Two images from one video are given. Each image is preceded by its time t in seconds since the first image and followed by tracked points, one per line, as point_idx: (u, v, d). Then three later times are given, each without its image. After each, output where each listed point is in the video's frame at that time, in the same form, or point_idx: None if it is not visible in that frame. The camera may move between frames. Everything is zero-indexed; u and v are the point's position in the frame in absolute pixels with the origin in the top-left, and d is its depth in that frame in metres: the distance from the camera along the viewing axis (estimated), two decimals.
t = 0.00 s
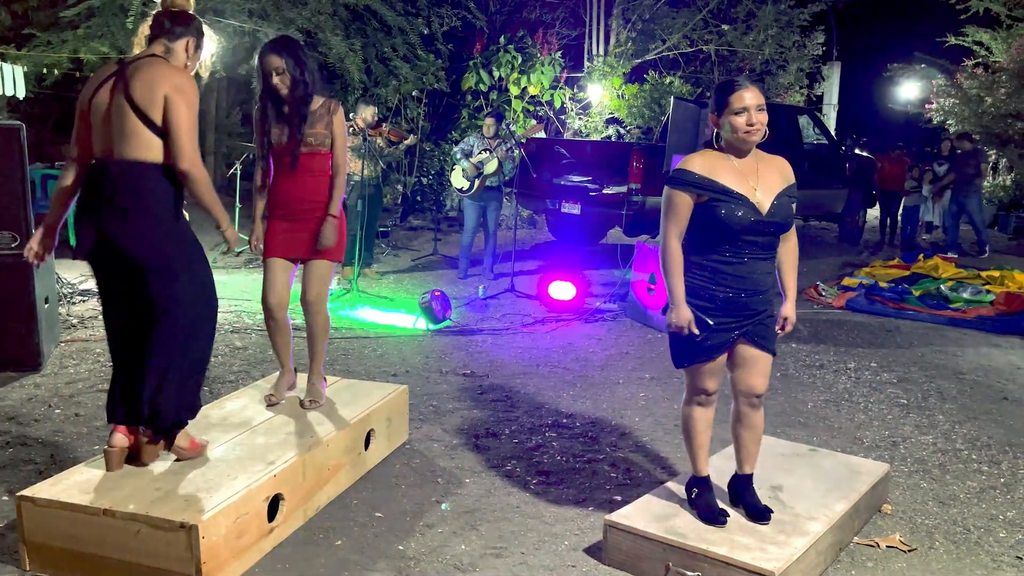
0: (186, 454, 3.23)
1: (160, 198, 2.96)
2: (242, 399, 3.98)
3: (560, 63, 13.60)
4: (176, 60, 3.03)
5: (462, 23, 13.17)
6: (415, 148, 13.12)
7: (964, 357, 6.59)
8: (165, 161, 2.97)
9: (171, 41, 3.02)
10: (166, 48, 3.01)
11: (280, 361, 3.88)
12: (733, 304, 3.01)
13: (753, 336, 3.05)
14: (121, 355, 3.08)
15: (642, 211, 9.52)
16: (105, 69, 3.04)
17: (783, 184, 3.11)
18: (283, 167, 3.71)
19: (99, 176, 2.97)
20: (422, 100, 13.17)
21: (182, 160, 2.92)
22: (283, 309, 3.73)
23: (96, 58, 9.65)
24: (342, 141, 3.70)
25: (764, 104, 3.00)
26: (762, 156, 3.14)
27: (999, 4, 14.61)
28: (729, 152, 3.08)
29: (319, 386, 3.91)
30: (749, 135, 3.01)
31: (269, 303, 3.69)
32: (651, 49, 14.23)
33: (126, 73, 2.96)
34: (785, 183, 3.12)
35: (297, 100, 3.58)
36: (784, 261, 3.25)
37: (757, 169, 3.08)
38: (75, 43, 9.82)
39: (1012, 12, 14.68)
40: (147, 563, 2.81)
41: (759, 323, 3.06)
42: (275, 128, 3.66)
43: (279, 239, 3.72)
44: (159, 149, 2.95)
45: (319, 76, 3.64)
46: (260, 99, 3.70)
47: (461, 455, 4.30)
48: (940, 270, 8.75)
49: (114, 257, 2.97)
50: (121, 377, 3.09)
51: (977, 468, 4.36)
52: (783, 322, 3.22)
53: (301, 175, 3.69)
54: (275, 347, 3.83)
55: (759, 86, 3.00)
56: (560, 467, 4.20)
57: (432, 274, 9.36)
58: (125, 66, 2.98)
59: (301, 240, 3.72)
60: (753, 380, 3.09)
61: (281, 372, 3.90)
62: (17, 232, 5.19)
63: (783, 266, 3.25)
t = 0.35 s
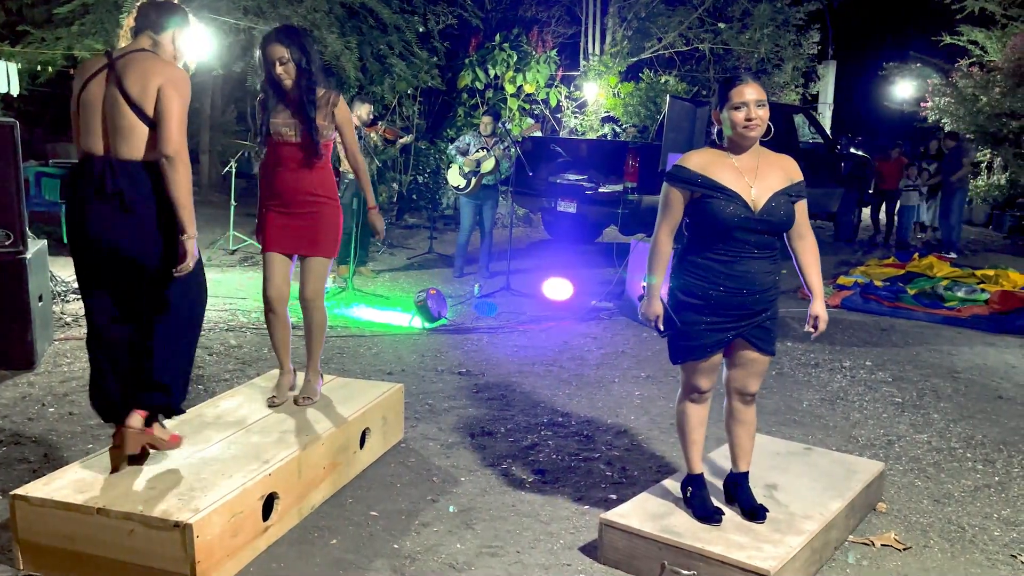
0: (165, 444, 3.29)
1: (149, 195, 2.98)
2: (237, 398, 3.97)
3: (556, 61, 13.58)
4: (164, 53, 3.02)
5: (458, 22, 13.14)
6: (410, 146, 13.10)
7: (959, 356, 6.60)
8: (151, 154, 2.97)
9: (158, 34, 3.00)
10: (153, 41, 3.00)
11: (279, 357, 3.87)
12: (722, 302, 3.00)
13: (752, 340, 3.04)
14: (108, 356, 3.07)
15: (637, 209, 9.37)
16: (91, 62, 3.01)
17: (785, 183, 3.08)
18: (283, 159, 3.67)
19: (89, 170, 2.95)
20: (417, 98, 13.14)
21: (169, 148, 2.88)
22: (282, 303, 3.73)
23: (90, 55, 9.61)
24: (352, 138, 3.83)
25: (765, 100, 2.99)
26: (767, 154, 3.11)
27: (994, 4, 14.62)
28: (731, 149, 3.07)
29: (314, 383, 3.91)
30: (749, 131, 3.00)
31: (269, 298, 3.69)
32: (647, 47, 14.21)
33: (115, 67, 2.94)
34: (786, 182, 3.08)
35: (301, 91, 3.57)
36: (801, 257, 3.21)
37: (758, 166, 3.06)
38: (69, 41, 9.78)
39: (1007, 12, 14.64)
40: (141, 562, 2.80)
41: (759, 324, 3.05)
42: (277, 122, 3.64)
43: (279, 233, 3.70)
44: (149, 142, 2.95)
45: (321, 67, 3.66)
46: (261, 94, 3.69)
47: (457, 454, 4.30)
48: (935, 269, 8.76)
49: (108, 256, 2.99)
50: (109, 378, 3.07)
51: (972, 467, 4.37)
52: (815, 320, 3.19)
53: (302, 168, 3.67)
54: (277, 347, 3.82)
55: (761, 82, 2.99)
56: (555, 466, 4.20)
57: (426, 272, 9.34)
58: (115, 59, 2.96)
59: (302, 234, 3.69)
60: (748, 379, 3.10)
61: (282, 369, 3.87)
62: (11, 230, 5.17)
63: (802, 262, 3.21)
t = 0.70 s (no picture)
0: (164, 453, 3.19)
1: (146, 192, 2.94)
2: (235, 396, 3.98)
3: (553, 59, 13.57)
4: (162, 47, 3.00)
5: (455, 21, 13.12)
6: (407, 145, 13.08)
7: (955, 355, 6.61)
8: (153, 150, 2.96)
9: (156, 28, 2.98)
10: (151, 36, 2.98)
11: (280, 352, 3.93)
12: (720, 300, 3.00)
13: (753, 341, 3.03)
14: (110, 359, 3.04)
15: (634, 208, 9.39)
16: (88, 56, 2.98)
17: (784, 181, 3.03)
18: (279, 154, 3.70)
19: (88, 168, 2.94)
20: (414, 97, 13.12)
21: (172, 148, 2.91)
22: (279, 294, 3.75)
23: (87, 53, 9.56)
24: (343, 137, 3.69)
25: (761, 97, 2.99)
26: (769, 152, 3.09)
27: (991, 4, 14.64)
28: (729, 148, 3.08)
29: (311, 382, 3.92)
30: (743, 128, 3.00)
31: (267, 291, 3.71)
32: (644, 46, 14.17)
33: (112, 62, 2.91)
34: (788, 179, 3.04)
35: (298, 86, 3.57)
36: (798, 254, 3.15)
37: (758, 163, 3.05)
38: (66, 39, 9.74)
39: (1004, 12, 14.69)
40: (137, 561, 2.79)
41: (759, 327, 3.03)
42: (275, 116, 3.66)
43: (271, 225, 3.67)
44: (149, 139, 2.94)
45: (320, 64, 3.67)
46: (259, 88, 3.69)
47: (454, 452, 4.30)
48: (931, 268, 8.78)
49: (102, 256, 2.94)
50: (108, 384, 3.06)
51: (968, 465, 4.38)
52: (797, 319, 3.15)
53: (299, 162, 3.68)
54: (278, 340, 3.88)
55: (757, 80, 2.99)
56: (552, 464, 4.20)
57: (423, 271, 9.33)
58: (111, 54, 2.93)
59: (295, 231, 3.67)
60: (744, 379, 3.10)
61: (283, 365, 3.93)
62: (7, 229, 5.15)
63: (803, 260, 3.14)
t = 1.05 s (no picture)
0: (169, 450, 3.24)
1: (133, 195, 2.93)
2: (232, 395, 3.98)
3: (552, 58, 13.57)
4: (155, 51, 2.98)
5: (454, 20, 13.12)
6: (406, 144, 13.08)
7: (952, 354, 6.62)
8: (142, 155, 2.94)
9: (149, 31, 2.97)
10: (144, 39, 2.97)
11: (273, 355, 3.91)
12: (719, 297, 3.01)
13: (754, 341, 3.02)
14: (114, 361, 3.08)
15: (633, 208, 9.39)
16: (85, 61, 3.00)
17: (786, 180, 3.02)
18: (275, 160, 3.68)
19: (82, 172, 2.96)
20: (413, 96, 13.12)
21: (157, 151, 2.87)
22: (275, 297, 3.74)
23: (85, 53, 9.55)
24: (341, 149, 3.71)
25: (762, 98, 2.99)
26: (773, 152, 3.09)
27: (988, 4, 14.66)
28: (731, 147, 3.08)
29: (306, 381, 3.91)
30: (745, 126, 3.00)
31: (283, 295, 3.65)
32: (643, 45, 14.17)
33: (105, 66, 2.91)
34: (791, 178, 3.03)
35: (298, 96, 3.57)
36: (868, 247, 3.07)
37: (760, 162, 3.04)
38: (64, 38, 9.73)
39: (1002, 11, 14.72)
40: (135, 560, 2.79)
41: (758, 327, 3.02)
42: (273, 125, 3.64)
43: (266, 230, 3.69)
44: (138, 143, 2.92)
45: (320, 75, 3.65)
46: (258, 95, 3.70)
47: (452, 452, 4.30)
48: (929, 267, 8.79)
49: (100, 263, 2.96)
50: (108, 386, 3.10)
51: (965, 464, 4.39)
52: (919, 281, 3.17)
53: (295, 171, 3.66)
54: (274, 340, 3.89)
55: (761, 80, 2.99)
56: (550, 464, 4.20)
57: (421, 270, 9.32)
58: (105, 58, 2.94)
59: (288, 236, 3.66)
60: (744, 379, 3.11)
61: (278, 367, 3.92)
62: (5, 228, 5.16)
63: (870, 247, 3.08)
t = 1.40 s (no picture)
0: (175, 452, 3.21)
1: (142, 198, 2.94)
2: (230, 395, 3.97)
3: (551, 58, 13.56)
4: (165, 57, 2.99)
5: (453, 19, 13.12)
6: (405, 144, 13.07)
7: (952, 354, 6.61)
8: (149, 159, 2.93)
9: (159, 37, 2.98)
10: (154, 46, 2.97)
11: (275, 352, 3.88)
12: (716, 297, 3.01)
13: (755, 340, 3.02)
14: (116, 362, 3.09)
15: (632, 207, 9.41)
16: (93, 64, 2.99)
17: (787, 183, 3.02)
18: (270, 160, 3.64)
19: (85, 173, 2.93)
20: (412, 96, 13.12)
21: (164, 155, 2.86)
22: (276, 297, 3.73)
23: (85, 52, 9.54)
24: (339, 147, 3.76)
25: (767, 107, 2.96)
26: (775, 152, 3.07)
27: (987, 3, 14.67)
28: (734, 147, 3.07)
29: (297, 387, 3.81)
30: (748, 132, 2.98)
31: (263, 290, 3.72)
32: (643, 44, 14.16)
33: (115, 70, 2.91)
34: (791, 179, 3.03)
35: (296, 94, 3.58)
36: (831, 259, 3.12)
37: (761, 163, 3.03)
38: (63, 37, 9.71)
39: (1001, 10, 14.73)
40: (135, 560, 2.79)
41: (758, 325, 3.02)
42: (269, 125, 3.61)
43: (265, 232, 3.66)
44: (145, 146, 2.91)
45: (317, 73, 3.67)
46: (253, 98, 3.68)
47: (451, 451, 4.29)
48: (928, 267, 8.79)
49: (103, 264, 2.97)
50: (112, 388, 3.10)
51: (964, 463, 4.39)
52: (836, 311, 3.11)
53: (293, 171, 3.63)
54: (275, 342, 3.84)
55: (767, 88, 2.95)
56: (549, 463, 4.20)
57: (420, 270, 9.31)
58: (115, 62, 2.93)
59: (284, 236, 3.64)
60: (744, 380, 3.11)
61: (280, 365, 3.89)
62: (3, 228, 5.16)
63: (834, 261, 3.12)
